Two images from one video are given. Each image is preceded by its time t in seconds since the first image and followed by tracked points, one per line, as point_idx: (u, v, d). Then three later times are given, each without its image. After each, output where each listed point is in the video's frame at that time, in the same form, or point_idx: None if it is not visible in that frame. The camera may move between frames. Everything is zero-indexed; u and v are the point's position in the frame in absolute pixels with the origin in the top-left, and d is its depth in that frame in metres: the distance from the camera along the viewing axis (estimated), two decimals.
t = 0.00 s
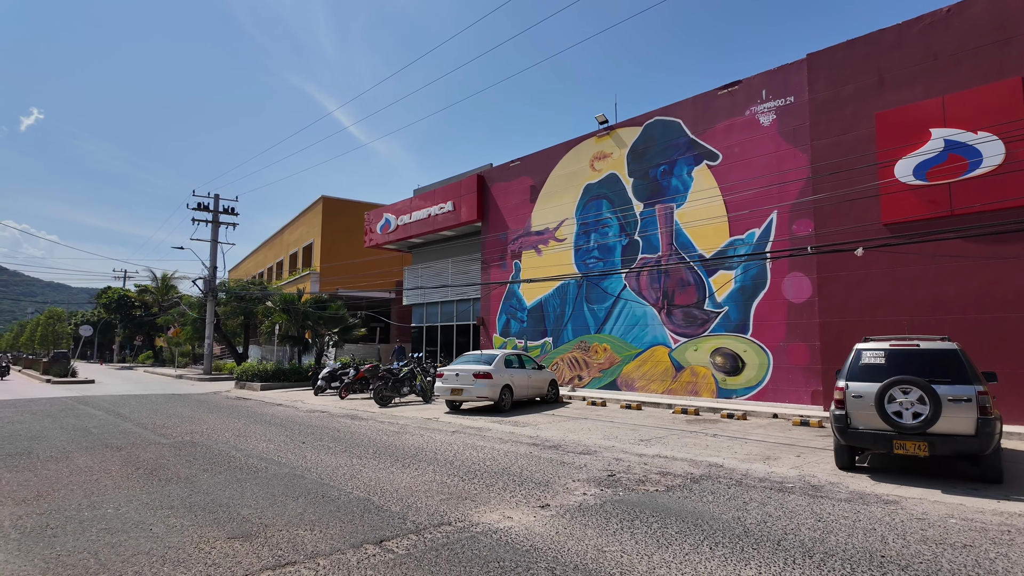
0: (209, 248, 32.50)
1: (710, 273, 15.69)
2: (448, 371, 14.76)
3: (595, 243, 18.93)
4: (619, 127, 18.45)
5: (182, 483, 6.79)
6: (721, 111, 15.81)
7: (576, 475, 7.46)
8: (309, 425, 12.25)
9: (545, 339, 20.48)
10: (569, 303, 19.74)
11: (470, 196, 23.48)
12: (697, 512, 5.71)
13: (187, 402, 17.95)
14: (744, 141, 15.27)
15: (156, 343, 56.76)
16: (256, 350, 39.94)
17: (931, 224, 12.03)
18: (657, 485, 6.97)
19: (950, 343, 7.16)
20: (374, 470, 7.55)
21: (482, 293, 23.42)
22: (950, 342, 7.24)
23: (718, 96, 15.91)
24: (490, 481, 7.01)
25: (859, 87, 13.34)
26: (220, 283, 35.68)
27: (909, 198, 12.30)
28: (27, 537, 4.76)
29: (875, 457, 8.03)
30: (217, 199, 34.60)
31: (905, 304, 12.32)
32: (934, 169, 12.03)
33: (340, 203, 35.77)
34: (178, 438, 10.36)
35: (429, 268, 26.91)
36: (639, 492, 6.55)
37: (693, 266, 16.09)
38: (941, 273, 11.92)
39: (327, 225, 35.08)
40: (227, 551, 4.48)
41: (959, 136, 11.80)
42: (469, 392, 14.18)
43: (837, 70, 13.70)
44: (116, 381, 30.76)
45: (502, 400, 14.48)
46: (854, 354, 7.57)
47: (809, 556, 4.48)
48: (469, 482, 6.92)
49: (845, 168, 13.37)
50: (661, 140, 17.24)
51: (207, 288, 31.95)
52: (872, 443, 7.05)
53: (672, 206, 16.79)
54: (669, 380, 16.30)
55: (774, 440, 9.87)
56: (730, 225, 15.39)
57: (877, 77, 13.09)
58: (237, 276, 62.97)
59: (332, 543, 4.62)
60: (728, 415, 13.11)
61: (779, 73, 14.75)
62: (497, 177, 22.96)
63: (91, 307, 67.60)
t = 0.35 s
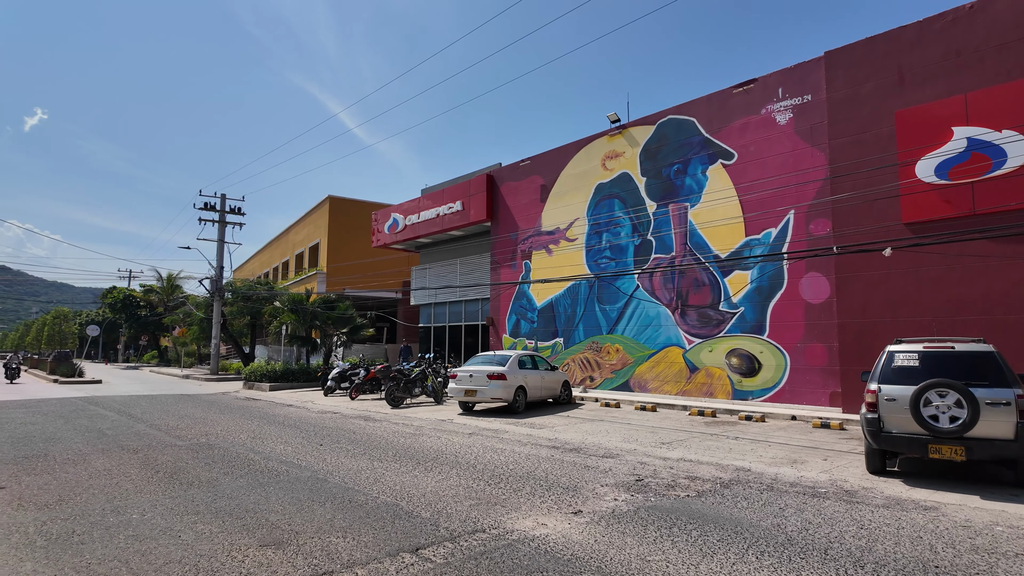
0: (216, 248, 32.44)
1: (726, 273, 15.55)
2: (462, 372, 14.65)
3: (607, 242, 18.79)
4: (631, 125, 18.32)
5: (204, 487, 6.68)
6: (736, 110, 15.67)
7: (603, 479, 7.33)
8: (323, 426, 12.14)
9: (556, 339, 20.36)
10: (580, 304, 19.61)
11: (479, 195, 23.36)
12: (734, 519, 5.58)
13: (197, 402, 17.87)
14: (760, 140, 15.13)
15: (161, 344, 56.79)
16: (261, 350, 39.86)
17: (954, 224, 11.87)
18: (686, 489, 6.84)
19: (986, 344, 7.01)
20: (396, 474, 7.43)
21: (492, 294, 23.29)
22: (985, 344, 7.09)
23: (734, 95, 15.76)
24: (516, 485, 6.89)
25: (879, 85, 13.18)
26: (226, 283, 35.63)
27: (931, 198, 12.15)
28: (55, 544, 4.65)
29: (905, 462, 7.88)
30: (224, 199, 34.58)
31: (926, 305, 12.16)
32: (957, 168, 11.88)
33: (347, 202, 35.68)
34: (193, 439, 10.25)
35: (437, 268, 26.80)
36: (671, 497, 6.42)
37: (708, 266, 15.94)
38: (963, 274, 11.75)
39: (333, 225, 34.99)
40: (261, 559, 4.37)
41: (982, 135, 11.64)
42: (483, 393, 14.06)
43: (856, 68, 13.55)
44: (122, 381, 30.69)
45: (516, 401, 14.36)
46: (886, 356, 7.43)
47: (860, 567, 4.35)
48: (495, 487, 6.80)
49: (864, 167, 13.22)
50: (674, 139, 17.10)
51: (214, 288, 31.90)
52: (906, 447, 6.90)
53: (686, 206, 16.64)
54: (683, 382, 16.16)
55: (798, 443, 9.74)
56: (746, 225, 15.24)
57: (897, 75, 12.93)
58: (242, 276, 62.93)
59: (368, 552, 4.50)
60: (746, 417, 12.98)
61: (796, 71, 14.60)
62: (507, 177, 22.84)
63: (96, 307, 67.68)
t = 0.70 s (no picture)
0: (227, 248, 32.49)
1: (744, 272, 15.43)
2: (479, 372, 14.58)
3: (622, 242, 18.69)
4: (646, 124, 18.22)
5: (233, 486, 6.61)
6: (754, 107, 15.55)
7: (634, 479, 7.23)
8: (342, 426, 12.08)
9: (570, 339, 20.27)
10: (595, 303, 19.51)
11: (491, 195, 23.30)
12: (776, 520, 5.47)
13: (212, 402, 17.86)
14: (779, 138, 15.00)
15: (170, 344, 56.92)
16: (271, 350, 39.87)
17: (980, 222, 11.72)
18: (720, 490, 6.74)
19: None
20: (424, 473, 7.35)
21: (504, 293, 23.22)
22: None
23: (751, 92, 15.65)
24: (547, 485, 6.80)
25: (901, 82, 13.03)
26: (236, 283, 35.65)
27: (956, 195, 12.00)
28: (93, 543, 4.59)
29: (938, 463, 7.75)
30: (234, 199, 34.66)
31: (951, 304, 12.00)
32: (982, 165, 11.72)
33: (357, 202, 35.68)
34: (214, 439, 10.20)
35: (449, 268, 26.74)
36: (706, 498, 6.33)
37: (725, 265, 15.82)
38: (989, 272, 11.59)
39: (343, 225, 34.98)
40: (304, 559, 4.31)
41: (1009, 131, 11.48)
42: (501, 393, 13.97)
43: (877, 65, 13.41)
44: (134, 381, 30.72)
45: (534, 401, 14.27)
46: (922, 355, 7.31)
47: (915, 568, 4.25)
48: (527, 487, 6.71)
49: (886, 165, 13.07)
50: (690, 137, 16.99)
51: (225, 288, 31.94)
52: (943, 447, 6.78)
53: (702, 204, 16.53)
54: (701, 382, 16.04)
55: (824, 444, 9.62)
56: (765, 224, 15.11)
57: (920, 71, 12.79)
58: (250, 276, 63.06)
59: (411, 552, 4.43)
60: (767, 417, 12.85)
61: (815, 68, 14.48)
62: (519, 176, 22.78)
63: (105, 307, 67.95)
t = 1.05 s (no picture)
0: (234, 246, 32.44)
1: (758, 269, 15.32)
2: (492, 369, 14.51)
3: (633, 239, 18.59)
4: (658, 120, 18.10)
5: (256, 486, 6.54)
6: (768, 103, 15.43)
7: (659, 478, 7.15)
8: (356, 424, 12.01)
9: (580, 337, 20.19)
10: (605, 301, 19.42)
11: (500, 192, 23.20)
12: (811, 521, 5.39)
13: (222, 400, 17.81)
14: (794, 133, 14.88)
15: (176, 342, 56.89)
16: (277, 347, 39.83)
17: (1000, 218, 11.60)
18: (749, 489, 6.65)
19: None
20: (447, 472, 7.27)
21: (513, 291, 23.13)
22: None
23: (765, 88, 15.52)
24: (573, 485, 6.72)
25: (919, 77, 12.90)
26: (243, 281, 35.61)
27: (976, 191, 11.88)
28: (124, 544, 4.53)
29: (965, 462, 7.66)
30: (241, 197, 34.61)
31: (970, 301, 11.89)
32: (1003, 161, 11.59)
33: (363, 200, 35.59)
34: (230, 437, 10.14)
35: (456, 265, 26.66)
36: (736, 497, 6.25)
37: (739, 262, 15.72)
38: (1009, 269, 11.47)
39: (349, 223, 34.90)
40: (339, 560, 4.24)
41: None
42: (514, 391, 13.89)
43: (895, 59, 13.28)
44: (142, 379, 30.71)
45: (547, 399, 14.20)
46: (951, 352, 7.21)
47: (962, 570, 4.16)
48: (552, 486, 6.63)
49: (904, 161, 12.95)
50: (703, 134, 16.88)
51: (232, 286, 31.91)
52: (975, 446, 6.70)
53: (715, 201, 16.43)
54: (714, 379, 15.95)
55: (846, 442, 9.53)
56: (779, 221, 15.01)
57: (939, 66, 12.65)
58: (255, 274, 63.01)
59: (448, 554, 4.35)
60: (784, 415, 12.75)
61: (831, 63, 14.35)
62: (528, 173, 22.68)
63: (110, 305, 67.95)
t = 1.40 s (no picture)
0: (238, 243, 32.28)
1: (770, 266, 15.20)
2: (502, 367, 14.39)
3: (642, 235, 18.46)
4: (667, 116, 17.96)
5: (275, 485, 6.42)
6: (780, 98, 15.28)
7: (683, 477, 7.04)
8: (368, 422, 11.89)
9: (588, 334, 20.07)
10: (614, 298, 19.30)
11: (506, 188, 23.06)
12: (847, 521, 5.27)
13: (229, 398, 17.69)
14: (807, 129, 14.74)
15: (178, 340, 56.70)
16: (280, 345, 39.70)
17: (1018, 214, 11.47)
18: (776, 488, 6.53)
19: None
20: (467, 470, 7.15)
21: (520, 288, 23.00)
22: None
23: (777, 83, 15.38)
24: (596, 484, 6.60)
25: (935, 71, 12.75)
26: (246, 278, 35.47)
27: (994, 187, 11.75)
28: (149, 545, 4.42)
29: (992, 460, 7.55)
30: (245, 194, 34.45)
31: (987, 297, 11.76)
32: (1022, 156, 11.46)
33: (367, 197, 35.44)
34: (243, 435, 10.02)
35: (462, 263, 26.53)
36: (765, 497, 6.14)
37: (751, 259, 15.59)
38: None
39: (353, 219, 34.75)
40: (370, 562, 4.12)
41: None
42: (525, 389, 13.78)
43: (910, 53, 13.12)
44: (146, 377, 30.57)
45: (558, 396, 14.07)
46: (980, 349, 7.09)
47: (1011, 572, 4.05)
48: (576, 485, 6.52)
49: (920, 156, 12.81)
50: (714, 129, 16.75)
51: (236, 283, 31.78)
52: (1005, 444, 6.58)
53: (726, 197, 16.30)
54: (725, 377, 15.84)
55: (865, 440, 9.41)
56: (792, 217, 14.88)
57: (955, 60, 12.51)
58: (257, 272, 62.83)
59: (481, 556, 4.23)
60: (798, 412, 12.64)
61: (844, 57, 14.20)
62: (535, 169, 22.53)
63: (112, 303, 67.76)
